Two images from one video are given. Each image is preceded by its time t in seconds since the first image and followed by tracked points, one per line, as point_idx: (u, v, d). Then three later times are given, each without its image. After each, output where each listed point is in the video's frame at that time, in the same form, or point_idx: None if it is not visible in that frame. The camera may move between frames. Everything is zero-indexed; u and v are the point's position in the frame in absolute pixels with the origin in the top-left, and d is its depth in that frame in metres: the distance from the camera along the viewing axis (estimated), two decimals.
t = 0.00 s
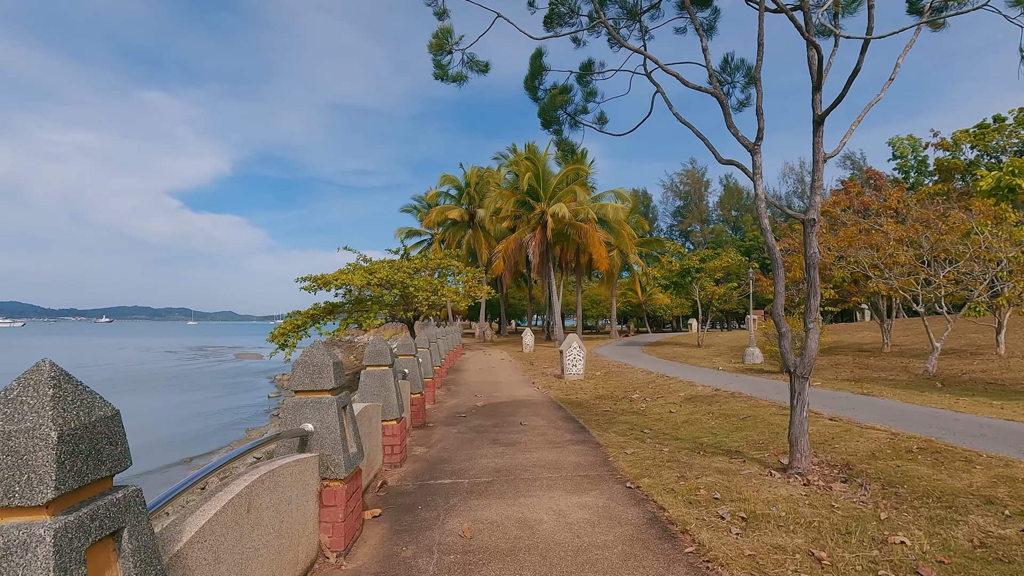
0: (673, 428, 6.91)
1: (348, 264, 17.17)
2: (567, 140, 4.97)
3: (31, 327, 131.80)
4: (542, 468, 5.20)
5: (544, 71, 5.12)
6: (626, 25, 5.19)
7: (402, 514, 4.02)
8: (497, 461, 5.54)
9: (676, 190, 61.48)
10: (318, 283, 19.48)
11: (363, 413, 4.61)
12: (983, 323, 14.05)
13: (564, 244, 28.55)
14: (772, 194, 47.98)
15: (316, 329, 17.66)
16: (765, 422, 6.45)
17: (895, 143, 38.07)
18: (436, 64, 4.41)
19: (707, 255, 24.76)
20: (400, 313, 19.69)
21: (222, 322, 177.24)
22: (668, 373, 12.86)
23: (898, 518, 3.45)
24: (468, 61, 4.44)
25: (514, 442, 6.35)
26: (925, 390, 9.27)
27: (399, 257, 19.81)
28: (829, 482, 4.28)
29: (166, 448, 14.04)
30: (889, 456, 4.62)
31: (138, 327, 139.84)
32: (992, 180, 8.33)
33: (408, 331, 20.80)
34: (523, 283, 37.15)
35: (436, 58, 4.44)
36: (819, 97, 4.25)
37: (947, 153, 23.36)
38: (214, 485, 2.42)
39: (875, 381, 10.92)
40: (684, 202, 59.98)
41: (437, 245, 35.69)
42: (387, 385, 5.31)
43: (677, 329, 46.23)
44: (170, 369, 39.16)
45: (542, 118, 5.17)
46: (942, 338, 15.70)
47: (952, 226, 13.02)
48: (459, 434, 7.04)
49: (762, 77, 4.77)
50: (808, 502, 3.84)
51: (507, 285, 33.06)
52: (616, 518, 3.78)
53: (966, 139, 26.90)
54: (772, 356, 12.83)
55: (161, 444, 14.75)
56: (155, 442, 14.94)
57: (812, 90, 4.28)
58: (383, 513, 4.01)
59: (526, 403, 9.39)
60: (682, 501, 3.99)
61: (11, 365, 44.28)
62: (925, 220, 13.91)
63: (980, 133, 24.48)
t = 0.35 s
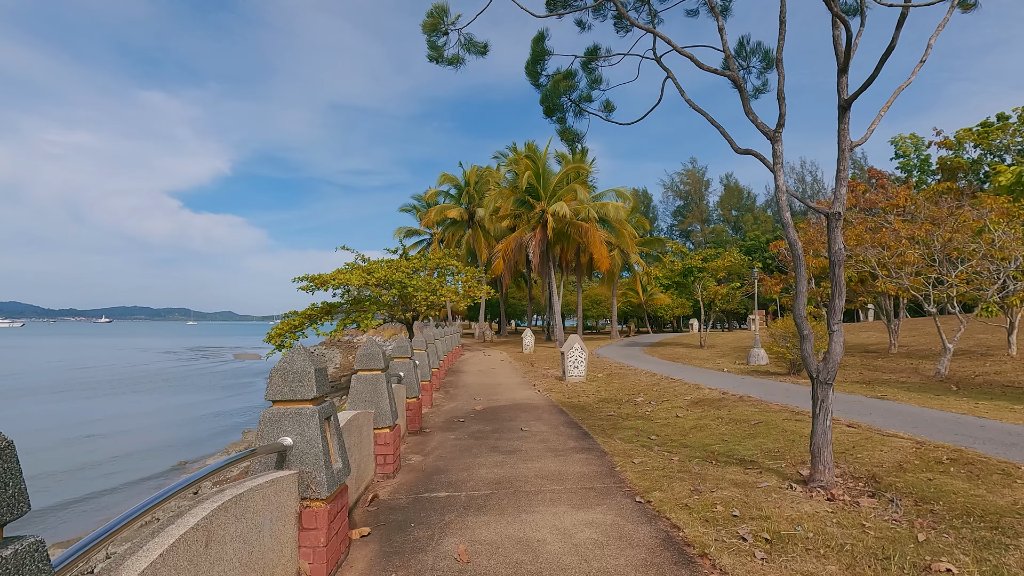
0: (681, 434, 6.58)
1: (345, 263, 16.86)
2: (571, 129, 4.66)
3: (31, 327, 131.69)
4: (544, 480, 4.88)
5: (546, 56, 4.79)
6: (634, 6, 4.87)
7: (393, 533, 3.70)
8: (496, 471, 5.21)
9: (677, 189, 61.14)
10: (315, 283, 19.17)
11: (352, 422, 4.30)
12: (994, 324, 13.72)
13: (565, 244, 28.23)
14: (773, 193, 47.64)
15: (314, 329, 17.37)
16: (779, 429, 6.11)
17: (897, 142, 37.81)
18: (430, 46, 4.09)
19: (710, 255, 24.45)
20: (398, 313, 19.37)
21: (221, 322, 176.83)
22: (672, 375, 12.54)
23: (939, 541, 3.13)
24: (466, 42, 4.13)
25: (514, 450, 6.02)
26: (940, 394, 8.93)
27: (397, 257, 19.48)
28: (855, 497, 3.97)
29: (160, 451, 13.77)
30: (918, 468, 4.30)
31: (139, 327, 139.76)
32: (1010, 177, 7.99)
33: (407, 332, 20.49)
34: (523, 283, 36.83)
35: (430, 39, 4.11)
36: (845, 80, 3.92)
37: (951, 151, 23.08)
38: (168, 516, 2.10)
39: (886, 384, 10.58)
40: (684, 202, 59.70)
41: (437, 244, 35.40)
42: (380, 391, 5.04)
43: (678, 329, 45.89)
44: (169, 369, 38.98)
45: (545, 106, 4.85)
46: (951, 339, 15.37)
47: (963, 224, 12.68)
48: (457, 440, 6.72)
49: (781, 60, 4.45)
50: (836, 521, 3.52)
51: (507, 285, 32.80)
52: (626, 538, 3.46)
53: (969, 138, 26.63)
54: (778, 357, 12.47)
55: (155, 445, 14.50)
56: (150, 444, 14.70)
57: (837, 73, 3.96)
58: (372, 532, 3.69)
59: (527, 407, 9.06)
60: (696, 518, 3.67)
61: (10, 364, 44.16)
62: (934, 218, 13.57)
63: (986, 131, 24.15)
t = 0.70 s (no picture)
0: (696, 442, 6.23)
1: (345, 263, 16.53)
2: (582, 115, 4.32)
3: (34, 327, 131.81)
4: (553, 494, 4.52)
5: (556, 36, 4.45)
6: None
7: (390, 557, 3.36)
8: (501, 484, 4.86)
9: (679, 189, 60.76)
10: (315, 283, 18.84)
11: (345, 432, 3.94)
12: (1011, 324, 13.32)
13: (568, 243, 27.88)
14: (777, 192, 47.23)
15: (313, 330, 17.04)
16: (801, 438, 5.75)
17: (903, 140, 37.40)
18: (430, 22, 3.75)
19: (715, 254, 24.09)
20: (399, 314, 19.05)
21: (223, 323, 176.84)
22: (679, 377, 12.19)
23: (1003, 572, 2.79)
24: (469, 19, 3.80)
25: (519, 460, 5.66)
26: (963, 398, 8.55)
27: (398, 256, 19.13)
28: (897, 516, 3.62)
29: (157, 454, 13.48)
30: (965, 484, 3.94)
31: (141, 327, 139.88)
32: None
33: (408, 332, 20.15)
34: (525, 283, 36.49)
35: (430, 15, 3.78)
36: (886, 58, 3.59)
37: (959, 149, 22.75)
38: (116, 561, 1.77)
39: (904, 387, 10.20)
40: (687, 202, 59.31)
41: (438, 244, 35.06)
42: (376, 398, 4.69)
43: (681, 330, 45.51)
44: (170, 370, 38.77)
45: (553, 90, 4.51)
46: (965, 339, 14.97)
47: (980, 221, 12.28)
48: (459, 448, 6.37)
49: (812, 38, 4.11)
50: (881, 546, 3.17)
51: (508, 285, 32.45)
52: (647, 566, 3.10)
53: (976, 135, 26.27)
54: (789, 359, 12.11)
55: (153, 448, 14.21)
56: (147, 447, 14.41)
57: (876, 51, 3.62)
58: (365, 557, 3.34)
59: (532, 411, 8.72)
60: (725, 542, 3.32)
61: (11, 365, 44.06)
62: (949, 215, 13.18)
63: (995, 128, 23.75)
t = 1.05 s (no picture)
0: (707, 448, 5.90)
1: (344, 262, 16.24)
2: (589, 95, 3.99)
3: (32, 327, 131.49)
4: (558, 507, 4.18)
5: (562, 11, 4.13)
6: None
7: None
8: (501, 494, 4.53)
9: (680, 189, 60.42)
10: (313, 283, 18.53)
11: (330, 442, 3.62)
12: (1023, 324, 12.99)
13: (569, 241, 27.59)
14: (778, 192, 46.86)
15: (311, 330, 16.73)
16: (820, 444, 5.42)
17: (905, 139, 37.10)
18: None
19: (719, 253, 23.76)
20: (398, 314, 18.73)
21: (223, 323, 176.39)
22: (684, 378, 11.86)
23: None
24: None
25: (520, 468, 5.34)
26: (981, 400, 8.23)
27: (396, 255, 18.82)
28: (938, 534, 3.29)
29: (150, 456, 13.16)
30: (1009, 498, 3.61)
31: (140, 328, 139.66)
32: None
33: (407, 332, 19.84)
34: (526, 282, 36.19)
35: None
36: (927, 29, 3.27)
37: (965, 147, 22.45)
38: None
39: (918, 389, 9.85)
40: (687, 202, 58.96)
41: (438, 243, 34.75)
42: (366, 402, 4.36)
43: (682, 330, 45.18)
44: (167, 369, 38.47)
45: (557, 71, 4.19)
46: (974, 339, 14.68)
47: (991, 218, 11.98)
48: (457, 454, 6.04)
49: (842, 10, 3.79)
50: (928, 570, 2.84)
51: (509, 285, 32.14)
52: None
53: (980, 134, 26.00)
54: (798, 360, 11.76)
55: (146, 451, 13.89)
56: (141, 449, 14.09)
57: (917, 21, 3.31)
58: None
59: (533, 414, 8.38)
60: (751, 565, 2.98)
61: (8, 365, 43.78)
62: (960, 212, 12.85)
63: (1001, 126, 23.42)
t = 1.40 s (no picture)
0: (716, 459, 5.55)
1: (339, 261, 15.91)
2: (590, 78, 3.66)
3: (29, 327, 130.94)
4: (557, 529, 3.82)
5: None
6: None
7: None
8: (496, 513, 4.17)
9: (679, 188, 60.13)
10: (308, 283, 18.18)
11: (305, 460, 3.26)
12: None
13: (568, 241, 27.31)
14: (778, 192, 46.52)
15: (306, 331, 16.41)
16: (837, 456, 5.07)
17: (906, 139, 36.85)
18: None
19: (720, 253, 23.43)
20: (395, 314, 18.38)
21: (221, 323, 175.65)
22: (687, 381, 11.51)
23: None
24: None
25: (517, 482, 4.98)
26: (998, 406, 7.89)
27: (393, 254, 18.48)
28: (982, 565, 2.95)
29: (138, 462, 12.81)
30: None
31: (138, 327, 139.14)
32: None
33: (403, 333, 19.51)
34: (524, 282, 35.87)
35: None
36: None
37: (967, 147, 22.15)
38: None
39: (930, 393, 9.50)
40: (687, 202, 58.64)
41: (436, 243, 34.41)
42: (349, 414, 4.02)
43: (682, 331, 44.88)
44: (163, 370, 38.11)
45: (557, 52, 3.86)
46: (981, 341, 14.35)
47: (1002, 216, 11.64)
48: (450, 465, 5.68)
49: None
50: None
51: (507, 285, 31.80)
52: None
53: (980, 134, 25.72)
54: (804, 363, 11.41)
55: (135, 455, 13.48)
56: (129, 454, 13.73)
57: None
58: None
59: (531, 420, 8.03)
60: None
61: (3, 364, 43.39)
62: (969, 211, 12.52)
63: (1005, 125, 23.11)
